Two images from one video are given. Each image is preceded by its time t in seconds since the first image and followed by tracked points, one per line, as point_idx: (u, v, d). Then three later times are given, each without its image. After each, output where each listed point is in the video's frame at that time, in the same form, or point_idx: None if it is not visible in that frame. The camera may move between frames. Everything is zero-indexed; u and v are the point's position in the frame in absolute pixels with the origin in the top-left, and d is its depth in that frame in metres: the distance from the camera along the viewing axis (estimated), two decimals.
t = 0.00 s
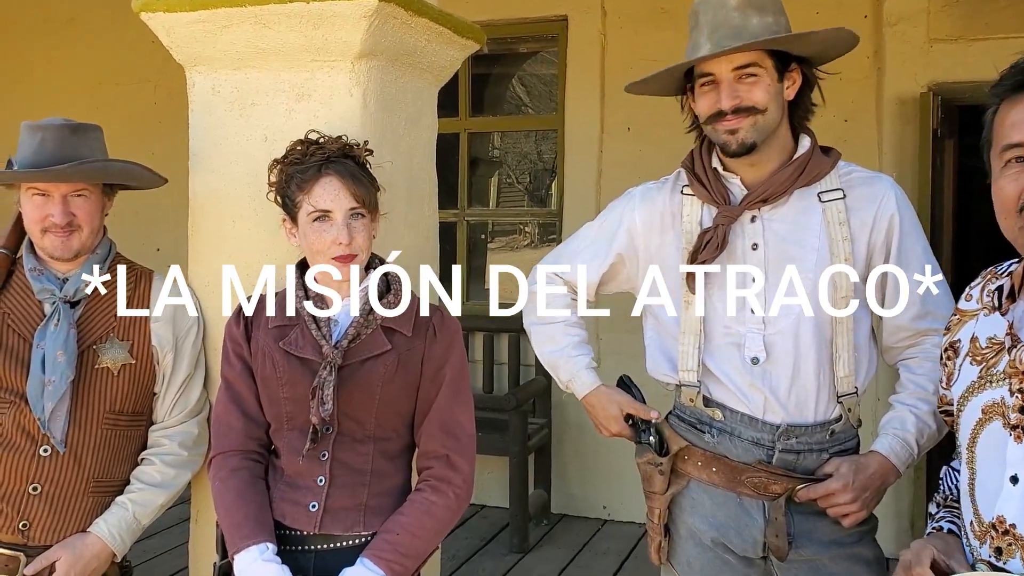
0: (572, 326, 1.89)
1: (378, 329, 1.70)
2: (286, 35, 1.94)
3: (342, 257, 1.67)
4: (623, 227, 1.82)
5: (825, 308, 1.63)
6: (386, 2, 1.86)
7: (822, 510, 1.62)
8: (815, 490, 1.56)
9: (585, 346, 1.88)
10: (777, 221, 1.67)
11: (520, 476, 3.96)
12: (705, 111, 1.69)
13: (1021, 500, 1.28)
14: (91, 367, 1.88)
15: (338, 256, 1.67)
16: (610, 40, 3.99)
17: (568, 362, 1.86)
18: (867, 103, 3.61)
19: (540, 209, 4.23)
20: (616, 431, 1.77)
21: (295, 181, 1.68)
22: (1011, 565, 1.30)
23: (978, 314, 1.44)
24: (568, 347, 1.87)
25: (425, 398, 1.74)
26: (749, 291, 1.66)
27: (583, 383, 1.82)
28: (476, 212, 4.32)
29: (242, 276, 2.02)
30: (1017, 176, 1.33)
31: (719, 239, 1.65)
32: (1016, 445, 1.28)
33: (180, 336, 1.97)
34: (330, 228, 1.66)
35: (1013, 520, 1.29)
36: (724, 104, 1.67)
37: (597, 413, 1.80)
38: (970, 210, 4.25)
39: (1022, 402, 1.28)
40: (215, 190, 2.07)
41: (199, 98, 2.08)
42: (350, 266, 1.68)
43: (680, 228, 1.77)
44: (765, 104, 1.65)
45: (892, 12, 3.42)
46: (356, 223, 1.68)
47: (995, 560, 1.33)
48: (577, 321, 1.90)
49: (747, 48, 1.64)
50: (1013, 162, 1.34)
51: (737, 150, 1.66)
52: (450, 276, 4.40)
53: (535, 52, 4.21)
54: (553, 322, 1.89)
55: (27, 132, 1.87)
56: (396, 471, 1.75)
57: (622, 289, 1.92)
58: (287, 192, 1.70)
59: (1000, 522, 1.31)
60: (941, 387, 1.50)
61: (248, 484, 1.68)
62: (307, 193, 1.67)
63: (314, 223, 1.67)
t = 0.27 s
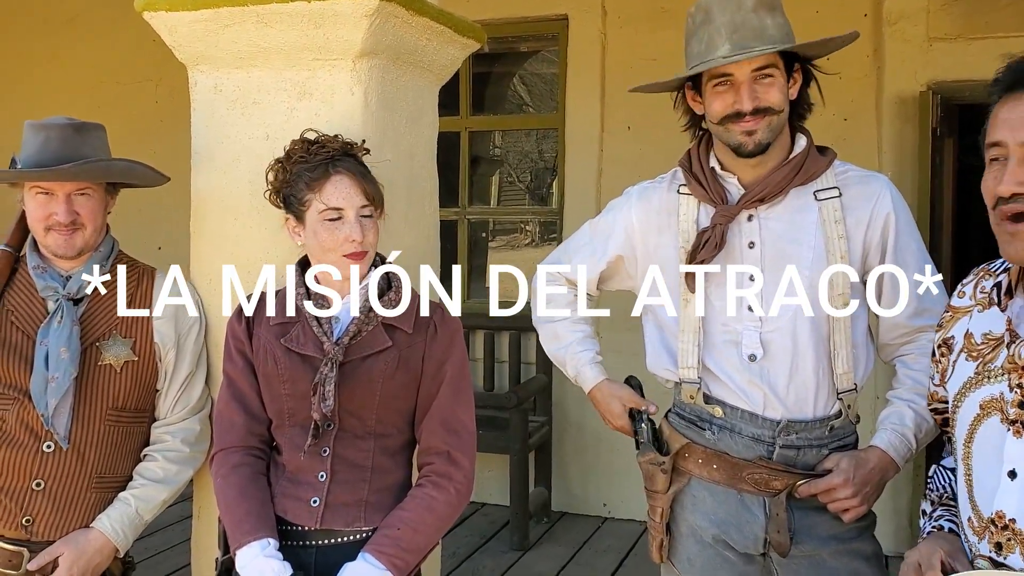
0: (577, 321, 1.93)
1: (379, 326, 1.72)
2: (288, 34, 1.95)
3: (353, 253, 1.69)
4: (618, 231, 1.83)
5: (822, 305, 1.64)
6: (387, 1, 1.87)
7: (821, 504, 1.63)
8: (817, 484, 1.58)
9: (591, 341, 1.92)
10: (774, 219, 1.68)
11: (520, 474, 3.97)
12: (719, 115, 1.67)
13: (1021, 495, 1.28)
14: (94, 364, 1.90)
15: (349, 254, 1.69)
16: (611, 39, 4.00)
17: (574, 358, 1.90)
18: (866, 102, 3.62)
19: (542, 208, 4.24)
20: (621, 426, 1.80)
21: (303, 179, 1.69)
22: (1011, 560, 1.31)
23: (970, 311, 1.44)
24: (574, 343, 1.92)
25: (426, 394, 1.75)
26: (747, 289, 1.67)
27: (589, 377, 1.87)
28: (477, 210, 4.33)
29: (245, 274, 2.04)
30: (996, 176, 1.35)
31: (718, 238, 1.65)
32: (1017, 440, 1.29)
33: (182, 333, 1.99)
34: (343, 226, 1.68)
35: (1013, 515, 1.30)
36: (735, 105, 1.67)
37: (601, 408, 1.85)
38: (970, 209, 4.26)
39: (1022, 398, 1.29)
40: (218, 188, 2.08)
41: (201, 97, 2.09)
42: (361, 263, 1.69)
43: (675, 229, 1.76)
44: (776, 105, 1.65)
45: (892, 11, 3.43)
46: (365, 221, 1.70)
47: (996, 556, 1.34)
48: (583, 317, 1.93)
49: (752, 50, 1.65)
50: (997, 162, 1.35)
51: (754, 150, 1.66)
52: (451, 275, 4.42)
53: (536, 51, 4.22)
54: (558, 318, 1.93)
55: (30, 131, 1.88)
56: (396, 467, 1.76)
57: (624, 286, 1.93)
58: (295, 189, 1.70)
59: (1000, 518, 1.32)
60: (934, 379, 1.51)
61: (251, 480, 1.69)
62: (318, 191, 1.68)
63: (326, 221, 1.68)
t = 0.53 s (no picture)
0: (579, 319, 2.00)
1: (379, 327, 1.76)
2: (289, 40, 2.00)
3: (373, 252, 1.75)
4: (614, 236, 1.88)
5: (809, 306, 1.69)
6: (386, 8, 1.92)
7: (808, 499, 1.68)
8: (805, 479, 1.63)
9: (592, 337, 1.98)
10: (762, 222, 1.72)
11: (514, 474, 4.02)
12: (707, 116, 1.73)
13: (999, 487, 1.35)
14: (99, 363, 1.93)
15: (367, 253, 1.75)
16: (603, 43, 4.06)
17: (578, 355, 1.97)
18: (855, 105, 3.70)
19: (534, 210, 4.28)
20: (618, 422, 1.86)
21: (316, 184, 1.73)
22: (989, 549, 1.37)
23: (955, 309, 1.51)
24: (576, 340, 1.98)
25: (426, 392, 1.80)
26: (737, 290, 1.72)
27: (590, 372, 1.93)
28: (471, 212, 4.39)
29: (247, 276, 2.08)
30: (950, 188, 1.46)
31: (706, 244, 1.71)
32: (996, 434, 1.35)
33: (185, 334, 2.02)
34: (360, 227, 1.73)
35: (992, 506, 1.36)
36: (724, 108, 1.72)
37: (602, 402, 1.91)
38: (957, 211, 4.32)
39: (1001, 393, 1.36)
40: (219, 192, 2.12)
41: (203, 102, 2.14)
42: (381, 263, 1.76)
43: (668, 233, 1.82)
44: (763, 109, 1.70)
45: (879, 16, 3.50)
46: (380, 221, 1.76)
47: (974, 544, 1.40)
48: (584, 316, 2.00)
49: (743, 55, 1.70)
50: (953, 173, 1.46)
51: (739, 156, 1.71)
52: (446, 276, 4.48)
53: (529, 54, 4.27)
54: (559, 317, 2.00)
55: (37, 135, 1.92)
56: (396, 464, 1.80)
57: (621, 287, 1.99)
58: (305, 196, 1.74)
59: (978, 508, 1.38)
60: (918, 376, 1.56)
61: (254, 477, 1.73)
62: (334, 194, 1.72)
63: (345, 223, 1.72)
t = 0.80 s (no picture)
0: (538, 319, 2.08)
1: (344, 328, 1.82)
2: (249, 48, 2.04)
3: (341, 259, 1.80)
4: (569, 241, 1.98)
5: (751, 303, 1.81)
6: (346, 19, 1.97)
7: (754, 485, 1.79)
8: (748, 466, 1.74)
9: (553, 334, 2.05)
10: (706, 225, 1.84)
11: (463, 472, 4.09)
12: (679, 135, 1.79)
13: (921, 467, 1.49)
14: (62, 366, 1.95)
15: (337, 258, 1.80)
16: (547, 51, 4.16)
17: (542, 352, 2.04)
18: (788, 112, 3.87)
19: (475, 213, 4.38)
20: (577, 415, 1.93)
21: (287, 190, 1.77)
22: (912, 522, 1.51)
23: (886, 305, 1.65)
24: (538, 338, 2.06)
25: (389, 391, 1.85)
26: (685, 289, 1.83)
27: (556, 367, 2.00)
28: (417, 215, 4.45)
29: (208, 280, 2.12)
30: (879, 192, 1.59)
31: (657, 244, 1.82)
32: (918, 419, 1.50)
33: (147, 337, 2.08)
34: (331, 232, 1.79)
35: (914, 484, 1.50)
36: (691, 124, 1.79)
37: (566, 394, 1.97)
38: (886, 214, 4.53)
39: (922, 380, 1.50)
40: (178, 196, 2.15)
41: (163, 108, 2.17)
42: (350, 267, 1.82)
43: (620, 235, 1.92)
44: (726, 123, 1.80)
45: (811, 28, 3.67)
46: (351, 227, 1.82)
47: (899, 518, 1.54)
48: (543, 314, 2.08)
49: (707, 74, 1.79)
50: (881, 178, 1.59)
51: (702, 168, 1.80)
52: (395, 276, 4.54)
53: (473, 59, 4.35)
54: (520, 318, 2.08)
55: None
56: (362, 461, 1.86)
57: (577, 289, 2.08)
58: (276, 201, 1.78)
59: (903, 485, 1.52)
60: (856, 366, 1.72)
61: (222, 475, 1.77)
62: (304, 201, 1.77)
63: (315, 229, 1.78)
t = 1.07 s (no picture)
0: (553, 309, 2.14)
1: (373, 319, 1.92)
2: (276, 52, 2.12)
3: (370, 251, 1.90)
4: (584, 234, 2.06)
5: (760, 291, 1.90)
6: (370, 24, 2.05)
7: (765, 462, 1.89)
8: (760, 445, 1.84)
9: (569, 323, 2.12)
10: (715, 218, 1.93)
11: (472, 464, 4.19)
12: (700, 125, 1.86)
13: (921, 439, 1.59)
14: (100, 359, 2.03)
15: (367, 251, 1.90)
16: (551, 50, 4.25)
17: (557, 339, 2.10)
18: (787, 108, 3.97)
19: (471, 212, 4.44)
20: (594, 399, 2.01)
21: (322, 186, 1.87)
22: (913, 491, 1.61)
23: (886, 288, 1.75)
24: (553, 328, 2.12)
25: (418, 378, 1.95)
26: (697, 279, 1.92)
27: (573, 354, 2.07)
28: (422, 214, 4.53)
29: (240, 277, 2.22)
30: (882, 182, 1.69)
31: (669, 237, 1.90)
32: (919, 394, 1.59)
33: (180, 330, 2.16)
34: (362, 227, 1.88)
35: (915, 455, 1.60)
36: (711, 115, 1.86)
37: (582, 381, 2.05)
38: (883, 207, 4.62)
39: (922, 357, 1.60)
40: (208, 195, 2.24)
41: (192, 111, 2.26)
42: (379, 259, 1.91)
43: (633, 227, 2.00)
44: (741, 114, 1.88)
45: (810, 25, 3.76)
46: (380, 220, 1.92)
47: (901, 487, 1.64)
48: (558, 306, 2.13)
49: (723, 68, 1.87)
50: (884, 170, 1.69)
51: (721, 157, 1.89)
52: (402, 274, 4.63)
53: (475, 59, 4.40)
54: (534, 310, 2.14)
55: (38, 144, 2.06)
56: (392, 444, 1.95)
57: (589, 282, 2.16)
58: (309, 198, 1.87)
59: (905, 456, 1.62)
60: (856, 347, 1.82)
61: (262, 459, 1.87)
62: (338, 197, 1.87)
63: (347, 224, 1.87)
